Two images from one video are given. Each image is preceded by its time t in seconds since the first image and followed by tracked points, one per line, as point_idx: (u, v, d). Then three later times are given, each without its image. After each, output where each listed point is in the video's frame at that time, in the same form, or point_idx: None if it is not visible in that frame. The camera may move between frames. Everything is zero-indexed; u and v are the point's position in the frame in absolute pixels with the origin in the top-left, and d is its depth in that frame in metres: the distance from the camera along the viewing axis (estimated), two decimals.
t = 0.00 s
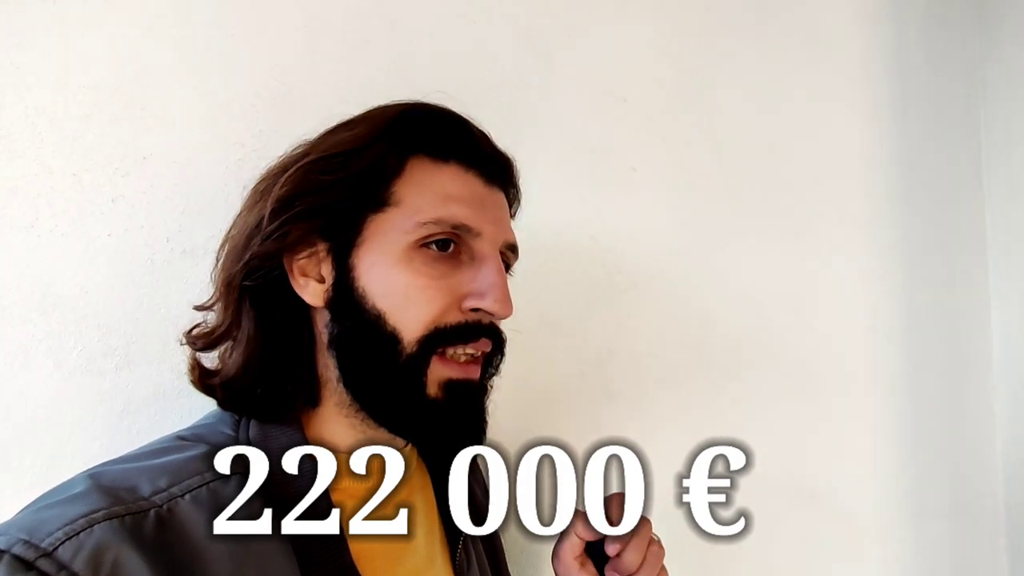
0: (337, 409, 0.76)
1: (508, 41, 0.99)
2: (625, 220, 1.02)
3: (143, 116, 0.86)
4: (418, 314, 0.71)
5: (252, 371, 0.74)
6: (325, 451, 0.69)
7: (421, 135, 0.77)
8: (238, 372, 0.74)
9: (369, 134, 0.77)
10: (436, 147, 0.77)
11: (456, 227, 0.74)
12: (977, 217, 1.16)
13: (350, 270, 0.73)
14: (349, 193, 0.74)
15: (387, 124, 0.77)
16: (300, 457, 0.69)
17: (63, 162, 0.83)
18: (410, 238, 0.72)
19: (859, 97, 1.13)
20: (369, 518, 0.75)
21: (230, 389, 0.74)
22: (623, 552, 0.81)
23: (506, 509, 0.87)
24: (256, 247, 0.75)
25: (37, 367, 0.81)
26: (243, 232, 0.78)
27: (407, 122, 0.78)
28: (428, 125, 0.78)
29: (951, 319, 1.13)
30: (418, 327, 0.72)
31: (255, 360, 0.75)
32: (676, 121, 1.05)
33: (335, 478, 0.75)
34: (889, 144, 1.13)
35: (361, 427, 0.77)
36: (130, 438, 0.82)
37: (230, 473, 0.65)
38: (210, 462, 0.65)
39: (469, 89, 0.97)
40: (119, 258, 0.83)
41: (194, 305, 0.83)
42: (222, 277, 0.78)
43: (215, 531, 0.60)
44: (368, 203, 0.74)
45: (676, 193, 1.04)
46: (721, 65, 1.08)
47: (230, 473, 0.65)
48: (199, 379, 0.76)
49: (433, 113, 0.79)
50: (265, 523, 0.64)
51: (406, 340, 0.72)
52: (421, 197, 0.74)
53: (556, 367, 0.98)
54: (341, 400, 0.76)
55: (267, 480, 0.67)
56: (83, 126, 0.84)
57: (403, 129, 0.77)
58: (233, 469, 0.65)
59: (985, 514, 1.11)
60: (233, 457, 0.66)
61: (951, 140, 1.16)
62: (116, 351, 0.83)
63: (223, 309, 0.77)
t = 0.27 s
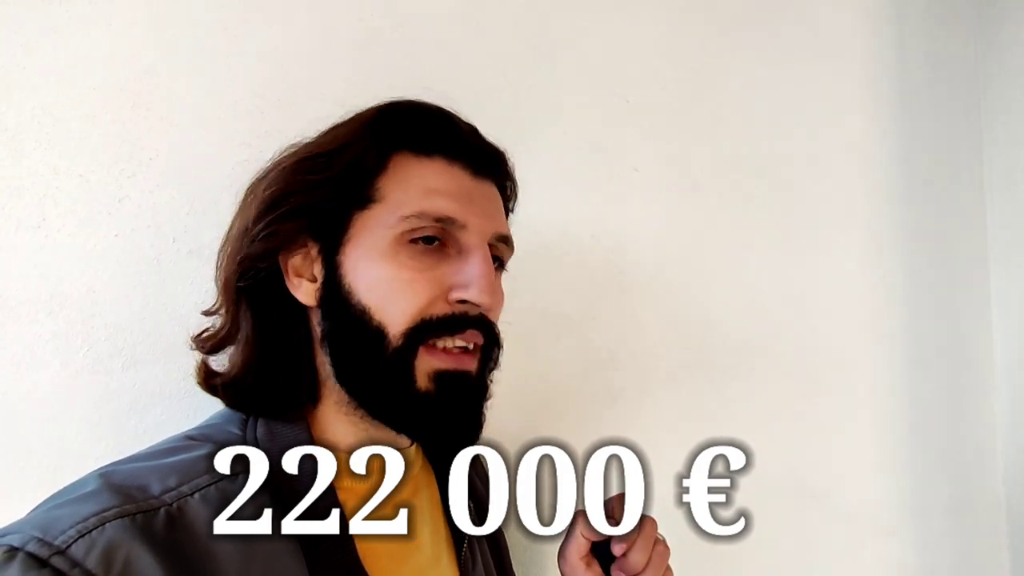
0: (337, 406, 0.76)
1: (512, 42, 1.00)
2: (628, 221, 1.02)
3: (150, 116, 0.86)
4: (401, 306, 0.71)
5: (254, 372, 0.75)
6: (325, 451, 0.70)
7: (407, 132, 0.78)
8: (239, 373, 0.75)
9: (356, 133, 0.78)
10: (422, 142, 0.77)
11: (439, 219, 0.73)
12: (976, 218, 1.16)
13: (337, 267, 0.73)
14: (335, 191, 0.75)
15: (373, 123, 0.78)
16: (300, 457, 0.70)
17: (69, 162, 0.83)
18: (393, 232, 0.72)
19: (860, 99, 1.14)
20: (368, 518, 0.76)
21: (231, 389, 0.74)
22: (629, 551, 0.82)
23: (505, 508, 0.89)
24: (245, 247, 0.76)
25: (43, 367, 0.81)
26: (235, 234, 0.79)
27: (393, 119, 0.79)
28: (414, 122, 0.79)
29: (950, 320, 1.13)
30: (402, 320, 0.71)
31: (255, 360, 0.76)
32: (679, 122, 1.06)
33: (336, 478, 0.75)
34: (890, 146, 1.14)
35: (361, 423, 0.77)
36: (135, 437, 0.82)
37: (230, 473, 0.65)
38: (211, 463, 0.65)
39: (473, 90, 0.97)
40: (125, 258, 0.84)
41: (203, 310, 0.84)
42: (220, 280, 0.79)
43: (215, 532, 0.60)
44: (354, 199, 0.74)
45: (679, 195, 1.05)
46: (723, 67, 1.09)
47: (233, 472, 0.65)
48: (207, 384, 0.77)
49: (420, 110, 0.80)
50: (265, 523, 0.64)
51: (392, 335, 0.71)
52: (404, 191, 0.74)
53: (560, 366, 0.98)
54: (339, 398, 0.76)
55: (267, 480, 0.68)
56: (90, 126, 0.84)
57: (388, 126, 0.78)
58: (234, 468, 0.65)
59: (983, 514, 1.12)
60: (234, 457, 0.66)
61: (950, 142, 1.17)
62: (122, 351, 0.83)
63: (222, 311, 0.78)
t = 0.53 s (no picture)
0: (322, 402, 0.75)
1: (512, 42, 1.00)
2: (629, 220, 1.02)
3: (151, 115, 0.86)
4: (359, 293, 0.71)
5: (249, 367, 0.76)
6: (325, 451, 0.70)
7: (377, 123, 0.79)
8: (235, 367, 0.76)
9: (331, 126, 0.79)
10: (392, 132, 0.78)
11: (399, 206, 0.74)
12: (976, 219, 1.17)
13: (305, 258, 0.74)
14: (308, 184, 0.76)
15: (346, 117, 0.80)
16: (300, 457, 0.70)
17: (70, 161, 0.83)
18: (354, 221, 0.73)
19: (860, 99, 1.14)
20: (369, 518, 0.76)
21: (228, 384, 0.76)
22: (632, 547, 0.83)
23: (505, 509, 0.89)
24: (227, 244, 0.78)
25: (44, 366, 0.81)
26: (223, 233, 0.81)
27: (367, 113, 0.80)
28: (387, 113, 0.80)
29: (950, 319, 1.14)
30: (360, 307, 0.71)
31: (250, 357, 0.76)
32: (679, 122, 1.06)
33: (338, 476, 0.75)
34: (890, 146, 1.14)
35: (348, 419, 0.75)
36: (137, 436, 0.82)
37: (230, 472, 0.65)
38: (211, 461, 0.65)
39: (474, 89, 0.98)
40: (126, 256, 0.84)
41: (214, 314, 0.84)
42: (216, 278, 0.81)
43: (215, 532, 0.60)
44: (323, 191, 0.75)
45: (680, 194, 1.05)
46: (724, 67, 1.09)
47: (233, 471, 0.65)
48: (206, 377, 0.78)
49: (395, 103, 0.81)
50: (265, 523, 0.65)
51: (352, 322, 0.71)
52: (366, 181, 0.75)
53: (560, 366, 0.98)
54: (324, 398, 0.74)
55: (267, 479, 0.68)
56: (91, 125, 0.84)
57: (360, 118, 0.80)
58: (235, 467, 0.65)
59: (983, 514, 1.12)
60: (234, 457, 0.65)
61: (950, 142, 1.17)
62: (123, 349, 0.83)
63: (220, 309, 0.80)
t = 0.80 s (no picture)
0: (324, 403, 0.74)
1: (515, 42, 1.01)
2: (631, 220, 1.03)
3: (155, 114, 0.86)
4: (354, 296, 0.72)
5: (251, 366, 0.76)
6: (325, 451, 0.69)
7: (374, 122, 0.79)
8: (237, 367, 0.76)
9: (328, 125, 0.79)
10: (388, 131, 0.78)
11: (394, 208, 0.74)
12: (976, 220, 1.17)
13: (302, 259, 0.75)
14: (303, 184, 0.77)
15: (342, 116, 0.80)
16: (300, 456, 0.69)
17: (74, 159, 0.84)
18: (349, 223, 0.73)
19: (860, 100, 1.15)
20: (369, 518, 0.77)
21: (230, 383, 0.76)
22: (635, 546, 0.84)
23: (505, 508, 0.89)
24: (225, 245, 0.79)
25: (47, 364, 0.81)
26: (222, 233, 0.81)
27: (364, 111, 0.80)
28: (384, 112, 0.80)
29: (949, 319, 1.14)
30: (355, 310, 0.72)
31: (252, 356, 0.77)
32: (680, 123, 1.07)
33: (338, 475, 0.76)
34: (891, 147, 1.15)
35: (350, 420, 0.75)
36: (140, 434, 0.82)
37: (231, 471, 0.65)
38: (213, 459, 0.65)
39: (477, 89, 0.98)
40: (130, 255, 0.84)
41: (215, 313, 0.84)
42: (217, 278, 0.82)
43: (216, 531, 0.60)
44: (320, 191, 0.76)
45: (681, 195, 1.05)
46: (726, 68, 1.10)
47: (233, 469, 0.65)
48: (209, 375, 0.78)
49: (393, 101, 0.81)
50: (265, 523, 0.65)
51: (347, 325, 0.72)
52: (361, 182, 0.75)
53: (562, 365, 0.98)
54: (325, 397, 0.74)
55: (267, 478, 0.68)
56: (95, 124, 0.85)
57: (356, 117, 0.79)
58: (235, 466, 0.65)
59: (983, 514, 1.12)
60: (234, 456, 0.65)
61: (951, 142, 1.17)
62: (127, 348, 0.83)
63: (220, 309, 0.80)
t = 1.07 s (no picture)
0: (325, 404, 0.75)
1: (516, 42, 1.01)
2: (632, 219, 1.03)
3: (156, 114, 0.86)
4: (357, 299, 0.72)
5: (252, 367, 0.76)
6: (325, 451, 0.69)
7: (375, 123, 0.79)
8: (237, 367, 0.76)
9: (329, 127, 0.79)
10: (389, 132, 0.78)
11: (396, 210, 0.74)
12: (976, 219, 1.17)
13: (304, 261, 0.75)
14: (304, 186, 0.77)
15: (344, 118, 0.80)
16: (300, 457, 0.69)
17: (75, 159, 0.84)
18: (352, 225, 0.73)
19: (861, 100, 1.15)
20: (369, 518, 0.78)
21: (231, 383, 0.76)
22: (637, 545, 0.88)
23: (505, 509, 0.90)
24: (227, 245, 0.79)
25: (48, 364, 0.81)
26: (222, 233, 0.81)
27: (366, 112, 0.80)
28: (385, 113, 0.80)
29: (949, 319, 1.14)
30: (358, 313, 0.72)
31: (252, 357, 0.77)
32: (681, 123, 1.07)
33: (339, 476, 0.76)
34: (891, 147, 1.15)
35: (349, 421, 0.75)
36: (141, 435, 0.82)
37: (231, 471, 0.65)
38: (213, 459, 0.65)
39: (478, 89, 0.98)
40: (130, 255, 0.84)
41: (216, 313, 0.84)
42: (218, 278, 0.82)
43: (215, 531, 0.60)
44: (322, 193, 0.75)
45: (682, 195, 1.05)
46: (726, 68, 1.10)
47: (233, 470, 0.65)
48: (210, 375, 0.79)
49: (394, 102, 0.81)
50: (265, 523, 0.65)
51: (350, 327, 0.72)
52: (363, 183, 0.75)
53: (562, 366, 0.98)
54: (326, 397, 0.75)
55: (267, 478, 0.68)
56: (96, 124, 0.85)
57: (358, 118, 0.79)
58: (235, 466, 0.65)
59: (983, 513, 1.12)
60: (234, 456, 0.65)
61: (951, 142, 1.17)
62: (127, 348, 0.83)
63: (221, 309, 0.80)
